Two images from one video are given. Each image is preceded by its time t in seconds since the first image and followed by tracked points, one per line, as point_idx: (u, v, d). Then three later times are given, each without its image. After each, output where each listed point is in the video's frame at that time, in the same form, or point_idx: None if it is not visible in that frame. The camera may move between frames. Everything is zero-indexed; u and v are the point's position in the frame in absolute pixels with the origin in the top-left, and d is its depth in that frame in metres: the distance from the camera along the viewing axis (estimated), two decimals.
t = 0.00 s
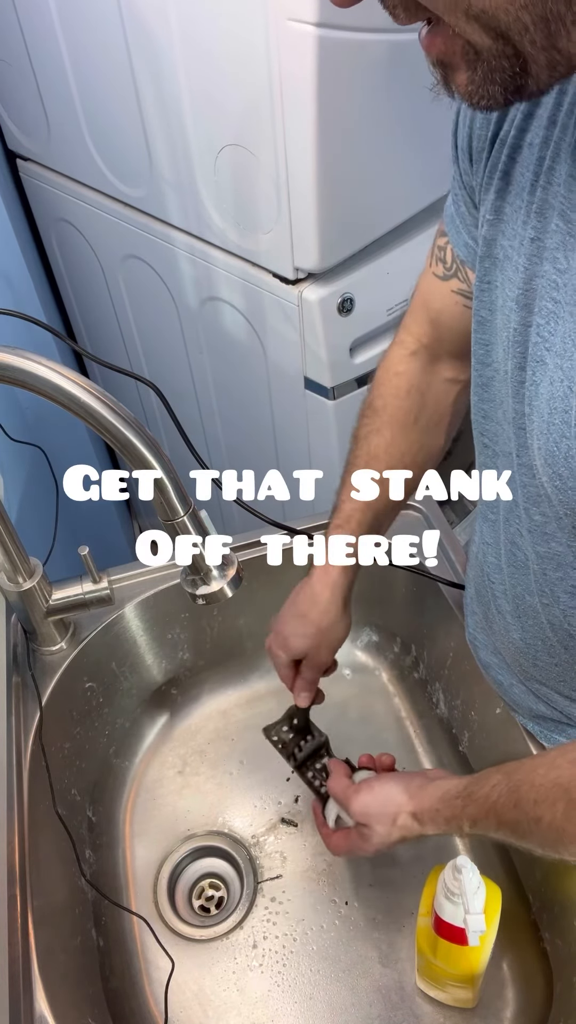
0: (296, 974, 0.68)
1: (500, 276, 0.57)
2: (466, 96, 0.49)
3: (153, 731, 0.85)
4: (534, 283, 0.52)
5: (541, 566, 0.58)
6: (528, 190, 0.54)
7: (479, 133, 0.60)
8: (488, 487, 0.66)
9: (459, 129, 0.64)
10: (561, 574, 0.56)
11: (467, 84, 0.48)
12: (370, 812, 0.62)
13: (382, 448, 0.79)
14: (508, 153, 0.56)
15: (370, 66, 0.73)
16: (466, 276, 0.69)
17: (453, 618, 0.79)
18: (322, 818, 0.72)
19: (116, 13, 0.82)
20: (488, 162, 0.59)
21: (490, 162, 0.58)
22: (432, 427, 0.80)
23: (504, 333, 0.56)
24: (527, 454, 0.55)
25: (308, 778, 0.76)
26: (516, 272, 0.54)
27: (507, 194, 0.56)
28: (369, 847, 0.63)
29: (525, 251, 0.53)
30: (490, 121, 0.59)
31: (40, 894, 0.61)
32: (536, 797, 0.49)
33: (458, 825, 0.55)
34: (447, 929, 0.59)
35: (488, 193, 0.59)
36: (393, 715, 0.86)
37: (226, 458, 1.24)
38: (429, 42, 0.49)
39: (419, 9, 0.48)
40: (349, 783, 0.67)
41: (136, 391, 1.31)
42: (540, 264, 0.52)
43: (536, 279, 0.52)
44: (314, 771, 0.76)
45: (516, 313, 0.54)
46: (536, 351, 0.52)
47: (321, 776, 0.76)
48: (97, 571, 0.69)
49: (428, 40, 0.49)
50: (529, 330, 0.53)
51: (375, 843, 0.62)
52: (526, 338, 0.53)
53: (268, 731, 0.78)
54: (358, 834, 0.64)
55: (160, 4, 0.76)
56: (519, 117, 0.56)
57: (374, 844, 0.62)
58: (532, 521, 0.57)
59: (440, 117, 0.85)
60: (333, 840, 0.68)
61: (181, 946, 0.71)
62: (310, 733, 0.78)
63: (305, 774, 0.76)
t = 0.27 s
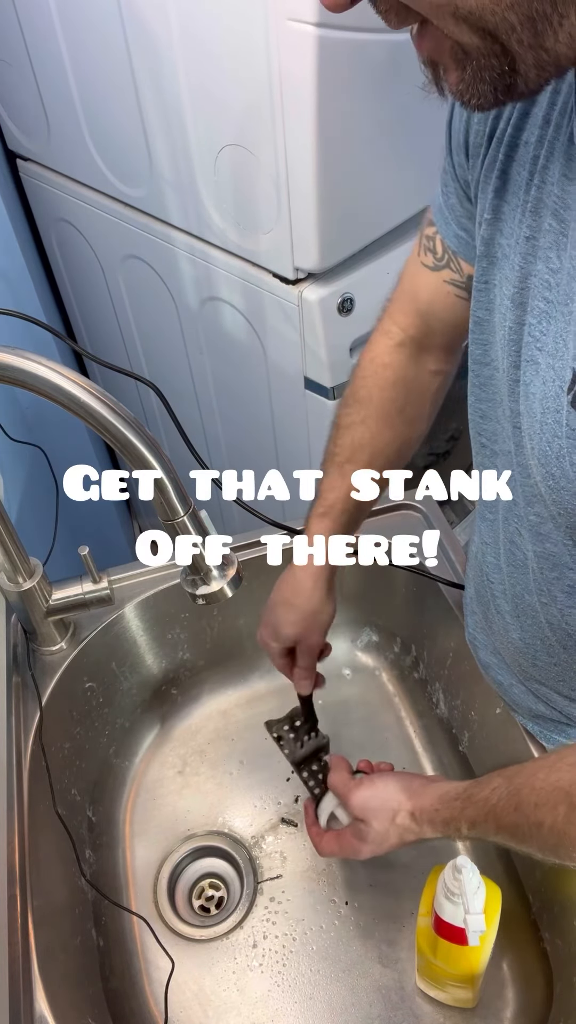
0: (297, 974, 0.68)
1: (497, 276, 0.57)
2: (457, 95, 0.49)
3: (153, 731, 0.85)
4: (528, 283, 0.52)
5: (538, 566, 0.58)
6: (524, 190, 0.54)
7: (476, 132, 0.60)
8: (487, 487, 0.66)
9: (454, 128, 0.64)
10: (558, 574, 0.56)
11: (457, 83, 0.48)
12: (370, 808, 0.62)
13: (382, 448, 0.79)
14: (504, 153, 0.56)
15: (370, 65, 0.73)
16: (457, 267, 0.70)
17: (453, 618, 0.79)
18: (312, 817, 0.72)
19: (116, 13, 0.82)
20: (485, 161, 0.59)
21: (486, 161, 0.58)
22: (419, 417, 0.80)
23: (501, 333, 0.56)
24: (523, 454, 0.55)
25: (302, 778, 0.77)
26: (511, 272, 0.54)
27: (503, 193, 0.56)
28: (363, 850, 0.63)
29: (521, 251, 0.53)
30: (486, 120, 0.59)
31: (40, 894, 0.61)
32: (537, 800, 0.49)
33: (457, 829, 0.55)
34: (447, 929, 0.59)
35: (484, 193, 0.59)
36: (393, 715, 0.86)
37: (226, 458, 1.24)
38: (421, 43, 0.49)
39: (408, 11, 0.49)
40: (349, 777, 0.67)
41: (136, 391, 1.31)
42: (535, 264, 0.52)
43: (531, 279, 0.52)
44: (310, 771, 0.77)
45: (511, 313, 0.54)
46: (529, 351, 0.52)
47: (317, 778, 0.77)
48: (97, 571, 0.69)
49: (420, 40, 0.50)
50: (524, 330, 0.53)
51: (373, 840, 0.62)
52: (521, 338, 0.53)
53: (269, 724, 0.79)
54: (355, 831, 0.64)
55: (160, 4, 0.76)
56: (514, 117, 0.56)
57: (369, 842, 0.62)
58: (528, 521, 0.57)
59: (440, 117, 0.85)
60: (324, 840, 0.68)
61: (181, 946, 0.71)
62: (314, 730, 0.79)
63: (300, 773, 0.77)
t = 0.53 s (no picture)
0: (297, 974, 0.68)
1: (494, 277, 0.57)
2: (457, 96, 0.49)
3: (153, 731, 0.85)
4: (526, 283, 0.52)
5: (537, 566, 0.58)
6: (520, 191, 0.54)
7: (471, 133, 0.60)
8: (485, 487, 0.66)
9: (447, 129, 0.64)
10: (557, 573, 0.56)
11: (457, 84, 0.48)
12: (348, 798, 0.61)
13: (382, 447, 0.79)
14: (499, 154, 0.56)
15: (370, 65, 0.73)
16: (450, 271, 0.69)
17: (453, 618, 0.79)
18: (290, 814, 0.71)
19: (116, 13, 0.82)
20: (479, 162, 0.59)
21: (481, 162, 0.59)
22: (412, 413, 0.81)
23: (498, 334, 0.56)
24: (521, 454, 0.55)
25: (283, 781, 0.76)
26: (508, 273, 0.54)
27: (499, 194, 0.56)
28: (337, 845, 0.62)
29: (517, 251, 0.53)
30: (480, 121, 0.59)
31: (40, 894, 0.61)
32: (523, 797, 0.49)
33: (435, 824, 0.55)
34: (447, 929, 0.59)
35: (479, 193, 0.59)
36: (392, 715, 0.86)
37: (226, 459, 1.24)
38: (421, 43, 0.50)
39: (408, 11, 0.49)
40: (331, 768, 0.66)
41: (136, 391, 1.31)
42: (532, 264, 0.52)
43: (528, 279, 0.52)
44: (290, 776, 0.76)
45: (509, 313, 0.54)
46: (527, 351, 0.52)
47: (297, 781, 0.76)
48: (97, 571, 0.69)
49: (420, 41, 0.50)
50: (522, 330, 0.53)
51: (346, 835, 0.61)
52: (519, 339, 0.53)
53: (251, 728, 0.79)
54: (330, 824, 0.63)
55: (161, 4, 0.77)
56: (508, 118, 0.56)
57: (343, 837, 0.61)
58: (526, 521, 0.57)
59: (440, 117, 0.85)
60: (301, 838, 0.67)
61: (181, 946, 0.71)
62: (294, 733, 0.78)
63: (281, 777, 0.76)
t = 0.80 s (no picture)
0: (297, 974, 0.68)
1: (495, 277, 0.57)
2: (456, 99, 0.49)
3: (154, 731, 0.85)
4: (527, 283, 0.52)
5: (536, 566, 0.58)
6: (522, 191, 0.54)
7: (474, 133, 0.60)
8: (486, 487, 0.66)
9: (453, 129, 0.64)
10: (557, 574, 0.56)
11: (456, 87, 0.48)
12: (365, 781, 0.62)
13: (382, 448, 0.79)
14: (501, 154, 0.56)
15: (370, 66, 0.73)
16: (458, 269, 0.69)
17: (454, 618, 0.79)
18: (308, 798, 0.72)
19: (116, 13, 0.82)
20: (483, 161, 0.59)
21: (485, 161, 0.58)
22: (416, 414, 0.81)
23: (499, 333, 0.56)
24: (520, 454, 0.55)
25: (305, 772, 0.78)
26: (509, 273, 0.54)
27: (501, 194, 0.56)
28: (353, 830, 0.62)
29: (518, 251, 0.53)
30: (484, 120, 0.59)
31: (40, 894, 0.61)
32: (536, 789, 0.49)
33: (449, 810, 0.55)
34: (447, 929, 0.60)
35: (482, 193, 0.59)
36: (392, 714, 0.86)
37: (226, 459, 1.24)
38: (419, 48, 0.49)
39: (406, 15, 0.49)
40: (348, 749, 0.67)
41: (136, 391, 1.31)
42: (532, 264, 0.52)
43: (529, 279, 0.52)
44: (313, 764, 0.78)
45: (509, 313, 0.54)
46: (527, 351, 0.52)
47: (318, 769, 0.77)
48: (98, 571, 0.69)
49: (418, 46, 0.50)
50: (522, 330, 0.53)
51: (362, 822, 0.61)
52: (519, 339, 0.53)
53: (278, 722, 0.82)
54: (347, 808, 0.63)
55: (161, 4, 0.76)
56: (511, 118, 0.56)
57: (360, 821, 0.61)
58: (526, 521, 0.57)
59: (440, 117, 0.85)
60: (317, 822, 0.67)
61: (181, 946, 0.71)
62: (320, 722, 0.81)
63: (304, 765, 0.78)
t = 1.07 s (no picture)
0: (296, 974, 0.68)
1: (496, 276, 0.57)
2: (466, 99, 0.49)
3: (154, 731, 0.85)
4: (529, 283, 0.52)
5: (538, 565, 0.58)
6: (522, 191, 0.54)
7: (473, 133, 0.60)
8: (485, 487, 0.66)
9: (452, 129, 0.64)
10: (559, 573, 0.56)
11: (466, 87, 0.48)
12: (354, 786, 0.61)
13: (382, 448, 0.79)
14: (501, 154, 0.56)
15: (370, 66, 0.73)
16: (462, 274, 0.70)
17: (453, 618, 0.79)
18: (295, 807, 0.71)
19: (116, 13, 0.82)
20: (482, 161, 0.59)
21: (484, 161, 0.59)
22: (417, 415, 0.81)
23: (500, 333, 0.56)
24: (523, 454, 0.55)
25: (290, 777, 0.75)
26: (511, 273, 0.54)
27: (502, 194, 0.56)
28: (341, 837, 0.62)
29: (519, 251, 0.53)
30: (483, 120, 0.59)
31: (40, 894, 0.61)
32: (532, 793, 0.49)
33: (447, 812, 0.55)
34: (447, 929, 0.60)
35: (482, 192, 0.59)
36: (392, 715, 0.86)
37: (226, 459, 1.24)
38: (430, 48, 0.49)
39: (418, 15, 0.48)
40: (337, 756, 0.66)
41: (136, 391, 1.31)
42: (534, 263, 0.52)
43: (531, 279, 0.52)
44: (298, 771, 0.75)
45: (511, 313, 0.54)
46: (531, 350, 0.52)
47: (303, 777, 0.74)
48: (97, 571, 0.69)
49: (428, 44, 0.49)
50: (525, 330, 0.53)
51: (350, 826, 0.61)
52: (521, 339, 0.53)
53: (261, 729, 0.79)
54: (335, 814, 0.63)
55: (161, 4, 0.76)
56: (511, 118, 0.56)
57: (348, 827, 0.61)
58: (528, 521, 0.57)
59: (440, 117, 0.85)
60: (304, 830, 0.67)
61: (181, 946, 0.71)
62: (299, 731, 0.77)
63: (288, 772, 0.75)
